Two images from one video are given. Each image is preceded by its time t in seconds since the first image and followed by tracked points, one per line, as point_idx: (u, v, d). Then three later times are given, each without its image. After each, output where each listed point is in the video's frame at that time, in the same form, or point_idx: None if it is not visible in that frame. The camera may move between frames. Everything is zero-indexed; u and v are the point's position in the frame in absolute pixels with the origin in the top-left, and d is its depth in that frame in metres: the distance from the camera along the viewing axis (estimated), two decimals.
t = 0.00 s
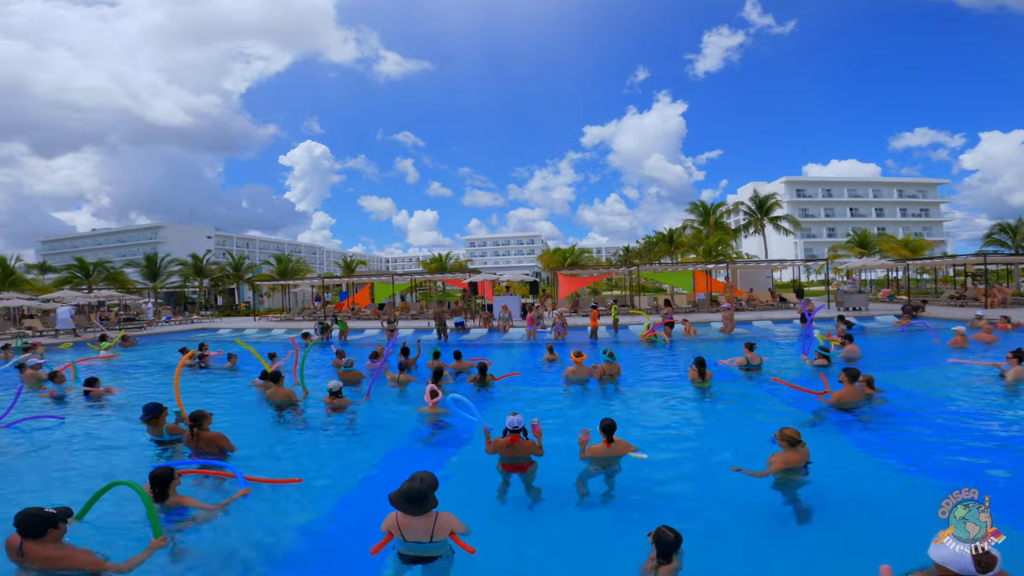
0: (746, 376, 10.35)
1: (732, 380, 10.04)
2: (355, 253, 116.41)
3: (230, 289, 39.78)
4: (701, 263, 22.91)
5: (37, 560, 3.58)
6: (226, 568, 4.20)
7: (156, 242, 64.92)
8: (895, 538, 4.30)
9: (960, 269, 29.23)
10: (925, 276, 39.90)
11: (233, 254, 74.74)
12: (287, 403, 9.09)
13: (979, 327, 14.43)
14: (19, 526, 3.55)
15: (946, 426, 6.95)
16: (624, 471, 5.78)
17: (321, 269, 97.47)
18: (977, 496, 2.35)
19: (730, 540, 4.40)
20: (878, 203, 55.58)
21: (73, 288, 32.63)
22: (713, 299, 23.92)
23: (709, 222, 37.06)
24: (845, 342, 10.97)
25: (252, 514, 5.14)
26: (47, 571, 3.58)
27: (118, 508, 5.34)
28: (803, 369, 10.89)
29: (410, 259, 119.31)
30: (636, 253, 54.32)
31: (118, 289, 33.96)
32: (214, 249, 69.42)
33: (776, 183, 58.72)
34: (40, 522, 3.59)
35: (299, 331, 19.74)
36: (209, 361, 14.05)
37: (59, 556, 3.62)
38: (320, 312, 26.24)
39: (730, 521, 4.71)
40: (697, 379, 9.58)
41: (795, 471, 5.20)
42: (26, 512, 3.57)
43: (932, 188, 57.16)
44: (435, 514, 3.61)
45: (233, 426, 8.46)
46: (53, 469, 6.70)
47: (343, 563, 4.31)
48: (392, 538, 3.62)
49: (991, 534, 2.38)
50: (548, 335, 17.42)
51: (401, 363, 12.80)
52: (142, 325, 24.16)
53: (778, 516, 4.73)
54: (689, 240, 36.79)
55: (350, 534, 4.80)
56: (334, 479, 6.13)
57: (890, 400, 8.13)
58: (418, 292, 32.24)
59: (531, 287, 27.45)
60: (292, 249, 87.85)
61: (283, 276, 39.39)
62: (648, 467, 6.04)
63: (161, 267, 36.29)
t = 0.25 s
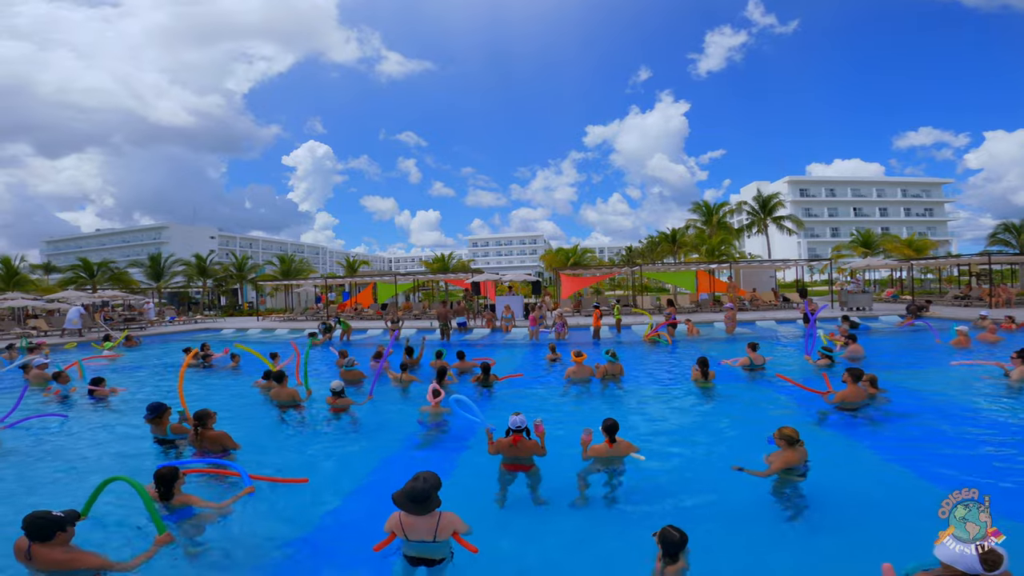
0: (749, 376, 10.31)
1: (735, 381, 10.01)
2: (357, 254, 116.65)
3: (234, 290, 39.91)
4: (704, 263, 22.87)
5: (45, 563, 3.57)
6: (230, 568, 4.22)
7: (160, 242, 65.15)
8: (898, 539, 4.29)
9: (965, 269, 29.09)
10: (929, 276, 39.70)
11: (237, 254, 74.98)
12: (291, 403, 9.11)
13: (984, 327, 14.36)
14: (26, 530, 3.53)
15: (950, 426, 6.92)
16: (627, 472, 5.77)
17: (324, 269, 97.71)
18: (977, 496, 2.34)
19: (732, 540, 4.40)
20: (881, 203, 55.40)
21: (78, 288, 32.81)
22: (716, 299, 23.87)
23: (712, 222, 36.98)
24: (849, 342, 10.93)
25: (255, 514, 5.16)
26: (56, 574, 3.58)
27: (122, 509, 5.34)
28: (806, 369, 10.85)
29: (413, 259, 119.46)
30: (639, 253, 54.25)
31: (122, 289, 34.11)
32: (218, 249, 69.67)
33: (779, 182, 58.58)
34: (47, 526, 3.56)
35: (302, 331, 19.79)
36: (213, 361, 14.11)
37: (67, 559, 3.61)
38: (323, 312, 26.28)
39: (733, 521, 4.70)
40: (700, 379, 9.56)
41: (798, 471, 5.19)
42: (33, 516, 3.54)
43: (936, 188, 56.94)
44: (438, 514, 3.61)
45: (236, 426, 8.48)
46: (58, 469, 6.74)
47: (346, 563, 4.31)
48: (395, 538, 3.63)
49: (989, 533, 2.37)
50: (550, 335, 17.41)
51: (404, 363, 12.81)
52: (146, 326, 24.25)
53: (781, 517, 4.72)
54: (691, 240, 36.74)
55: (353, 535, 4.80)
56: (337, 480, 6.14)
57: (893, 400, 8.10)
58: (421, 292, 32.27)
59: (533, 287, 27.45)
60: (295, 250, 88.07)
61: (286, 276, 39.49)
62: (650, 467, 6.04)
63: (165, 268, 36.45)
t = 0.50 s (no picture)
0: (752, 376, 10.30)
1: (738, 381, 10.00)
2: (360, 254, 116.97)
3: (237, 290, 40.02)
4: (707, 263, 22.82)
5: (48, 558, 3.57)
6: (233, 567, 4.23)
7: (164, 242, 65.37)
8: (902, 539, 4.27)
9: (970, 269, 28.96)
10: (934, 276, 39.54)
11: (240, 254, 75.25)
12: (294, 402, 9.14)
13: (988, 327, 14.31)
14: (29, 524, 3.56)
15: (954, 426, 6.91)
16: (630, 472, 5.77)
17: (327, 269, 97.87)
18: (977, 496, 2.36)
19: (735, 540, 4.39)
20: (886, 202, 55.19)
21: (82, 288, 32.95)
22: (719, 299, 23.82)
23: (716, 222, 36.88)
24: (853, 341, 10.90)
25: (258, 513, 5.18)
26: (58, 570, 3.56)
27: (127, 508, 5.38)
28: (809, 369, 10.82)
29: (416, 259, 119.69)
30: (642, 253, 54.18)
31: (127, 289, 34.26)
32: (221, 249, 69.89)
33: (783, 182, 58.40)
34: (50, 520, 3.59)
35: (305, 330, 19.82)
36: (216, 361, 14.14)
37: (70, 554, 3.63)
38: (326, 312, 26.33)
39: (735, 521, 4.70)
40: (702, 379, 9.55)
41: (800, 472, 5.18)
42: (37, 509, 3.57)
43: (940, 187, 56.69)
44: (439, 514, 3.63)
45: (240, 425, 8.51)
46: (61, 468, 6.77)
47: (347, 563, 4.32)
48: (396, 537, 3.63)
49: (989, 533, 2.37)
50: (553, 335, 17.41)
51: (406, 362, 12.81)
52: (150, 325, 24.34)
53: (784, 516, 4.72)
54: (695, 240, 36.67)
55: (354, 535, 4.81)
56: (339, 479, 6.16)
57: (897, 400, 8.08)
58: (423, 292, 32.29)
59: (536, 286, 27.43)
60: (298, 249, 88.32)
61: (289, 276, 39.59)
62: (653, 467, 6.04)
63: (168, 267, 36.57)
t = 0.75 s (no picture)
0: (755, 376, 10.30)
1: (741, 381, 10.00)
2: (363, 254, 117.21)
3: (241, 289, 40.15)
4: (710, 263, 22.78)
5: (57, 558, 3.63)
6: (237, 567, 4.27)
7: (169, 242, 65.64)
8: (905, 540, 4.27)
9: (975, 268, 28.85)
10: (938, 275, 39.38)
11: (243, 254, 75.54)
12: (297, 402, 9.19)
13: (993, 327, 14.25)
14: (36, 526, 3.60)
15: (958, 426, 6.90)
16: (632, 472, 5.78)
17: (330, 269, 98.11)
18: (977, 496, 2.38)
19: (737, 541, 4.40)
20: (890, 202, 54.96)
21: (87, 288, 33.11)
22: (723, 299, 23.78)
23: (719, 222, 36.80)
24: (857, 341, 10.88)
25: (261, 513, 5.21)
26: (68, 570, 3.64)
27: (133, 507, 5.43)
28: (812, 369, 10.81)
29: (419, 258, 119.82)
30: (644, 253, 54.11)
31: (131, 289, 34.43)
32: (225, 249, 70.15)
33: (787, 181, 58.22)
34: (58, 521, 3.64)
35: (309, 330, 19.87)
36: (219, 360, 14.19)
37: (77, 555, 3.67)
38: (330, 312, 26.40)
39: (738, 522, 4.70)
40: (705, 379, 9.56)
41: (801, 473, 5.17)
42: (44, 511, 3.62)
43: (945, 187, 56.42)
44: (440, 515, 3.65)
45: (243, 425, 8.56)
46: (67, 468, 6.83)
47: (350, 563, 4.34)
48: (398, 538, 3.65)
49: (990, 533, 2.38)
50: (555, 335, 17.42)
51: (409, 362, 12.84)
52: (154, 325, 24.44)
53: (786, 517, 4.72)
54: (698, 240, 36.62)
55: (357, 534, 4.83)
56: (343, 479, 6.19)
57: (900, 400, 8.07)
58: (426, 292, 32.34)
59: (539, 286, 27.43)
60: (301, 249, 88.56)
61: (293, 276, 39.71)
62: (655, 467, 6.04)
63: (172, 267, 36.73)
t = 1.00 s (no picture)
0: (759, 376, 10.29)
1: (744, 381, 9.99)
2: (367, 254, 117.47)
3: (245, 289, 40.31)
4: (714, 263, 22.75)
5: (61, 558, 3.67)
6: (241, 566, 4.31)
7: (174, 242, 65.95)
8: (907, 540, 4.28)
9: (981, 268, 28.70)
10: (944, 275, 39.17)
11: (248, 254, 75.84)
12: (301, 401, 9.26)
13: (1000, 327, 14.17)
14: (44, 525, 3.65)
15: (963, 426, 6.88)
16: (635, 472, 5.79)
17: (334, 269, 98.34)
18: (977, 496, 2.38)
19: (738, 541, 4.40)
20: (895, 201, 54.71)
21: (92, 288, 33.33)
22: (727, 299, 23.74)
23: (723, 221, 36.72)
24: (861, 341, 10.87)
25: (266, 512, 5.25)
26: (71, 570, 3.68)
27: (139, 506, 5.48)
28: (817, 369, 10.79)
29: (422, 258, 119.99)
30: (648, 253, 54.04)
31: (136, 289, 34.62)
32: (230, 249, 70.44)
33: (791, 181, 58.03)
34: (64, 520, 3.68)
35: (313, 330, 19.95)
36: (224, 360, 14.28)
37: (83, 554, 3.71)
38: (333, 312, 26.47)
39: (739, 522, 4.71)
40: (709, 378, 9.57)
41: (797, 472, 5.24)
42: (51, 511, 3.66)
43: (950, 186, 56.12)
44: (441, 515, 3.69)
45: (248, 424, 8.60)
46: (72, 467, 6.89)
47: (354, 562, 4.38)
48: (399, 537, 3.70)
49: (991, 532, 2.40)
50: (559, 335, 17.43)
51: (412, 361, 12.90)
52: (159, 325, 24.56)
53: (788, 517, 4.73)
54: (702, 240, 36.57)
55: (361, 534, 4.86)
56: (347, 479, 6.22)
57: (905, 400, 8.06)
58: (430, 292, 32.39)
59: (542, 286, 27.46)
60: (306, 249, 88.85)
61: (297, 276, 39.85)
62: (658, 467, 6.06)
63: (177, 268, 36.91)
